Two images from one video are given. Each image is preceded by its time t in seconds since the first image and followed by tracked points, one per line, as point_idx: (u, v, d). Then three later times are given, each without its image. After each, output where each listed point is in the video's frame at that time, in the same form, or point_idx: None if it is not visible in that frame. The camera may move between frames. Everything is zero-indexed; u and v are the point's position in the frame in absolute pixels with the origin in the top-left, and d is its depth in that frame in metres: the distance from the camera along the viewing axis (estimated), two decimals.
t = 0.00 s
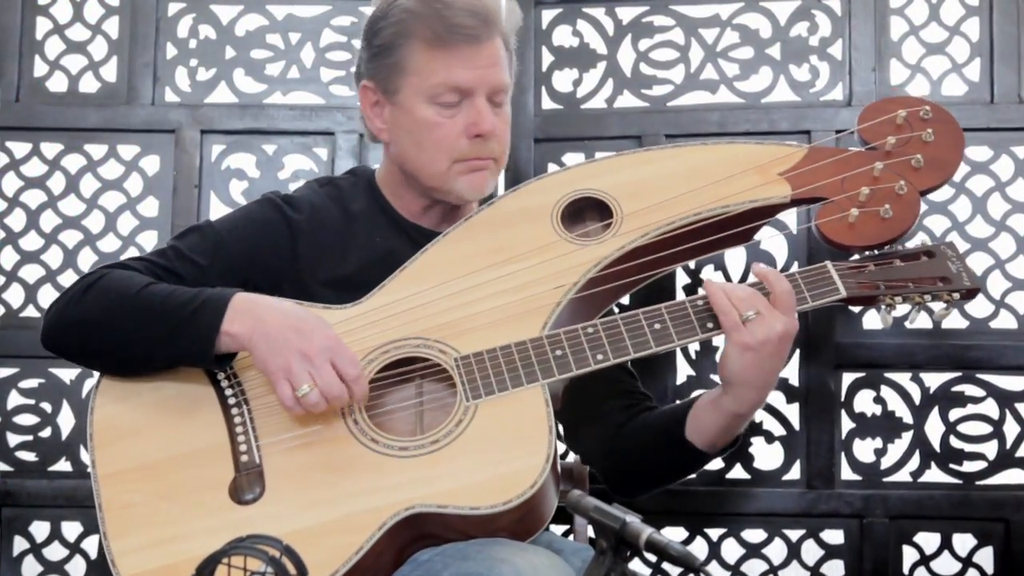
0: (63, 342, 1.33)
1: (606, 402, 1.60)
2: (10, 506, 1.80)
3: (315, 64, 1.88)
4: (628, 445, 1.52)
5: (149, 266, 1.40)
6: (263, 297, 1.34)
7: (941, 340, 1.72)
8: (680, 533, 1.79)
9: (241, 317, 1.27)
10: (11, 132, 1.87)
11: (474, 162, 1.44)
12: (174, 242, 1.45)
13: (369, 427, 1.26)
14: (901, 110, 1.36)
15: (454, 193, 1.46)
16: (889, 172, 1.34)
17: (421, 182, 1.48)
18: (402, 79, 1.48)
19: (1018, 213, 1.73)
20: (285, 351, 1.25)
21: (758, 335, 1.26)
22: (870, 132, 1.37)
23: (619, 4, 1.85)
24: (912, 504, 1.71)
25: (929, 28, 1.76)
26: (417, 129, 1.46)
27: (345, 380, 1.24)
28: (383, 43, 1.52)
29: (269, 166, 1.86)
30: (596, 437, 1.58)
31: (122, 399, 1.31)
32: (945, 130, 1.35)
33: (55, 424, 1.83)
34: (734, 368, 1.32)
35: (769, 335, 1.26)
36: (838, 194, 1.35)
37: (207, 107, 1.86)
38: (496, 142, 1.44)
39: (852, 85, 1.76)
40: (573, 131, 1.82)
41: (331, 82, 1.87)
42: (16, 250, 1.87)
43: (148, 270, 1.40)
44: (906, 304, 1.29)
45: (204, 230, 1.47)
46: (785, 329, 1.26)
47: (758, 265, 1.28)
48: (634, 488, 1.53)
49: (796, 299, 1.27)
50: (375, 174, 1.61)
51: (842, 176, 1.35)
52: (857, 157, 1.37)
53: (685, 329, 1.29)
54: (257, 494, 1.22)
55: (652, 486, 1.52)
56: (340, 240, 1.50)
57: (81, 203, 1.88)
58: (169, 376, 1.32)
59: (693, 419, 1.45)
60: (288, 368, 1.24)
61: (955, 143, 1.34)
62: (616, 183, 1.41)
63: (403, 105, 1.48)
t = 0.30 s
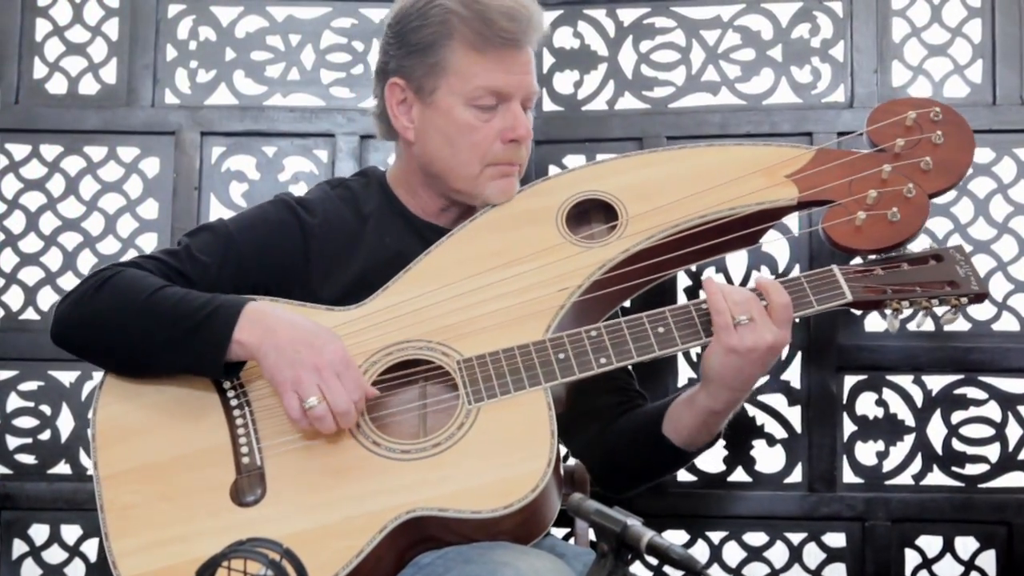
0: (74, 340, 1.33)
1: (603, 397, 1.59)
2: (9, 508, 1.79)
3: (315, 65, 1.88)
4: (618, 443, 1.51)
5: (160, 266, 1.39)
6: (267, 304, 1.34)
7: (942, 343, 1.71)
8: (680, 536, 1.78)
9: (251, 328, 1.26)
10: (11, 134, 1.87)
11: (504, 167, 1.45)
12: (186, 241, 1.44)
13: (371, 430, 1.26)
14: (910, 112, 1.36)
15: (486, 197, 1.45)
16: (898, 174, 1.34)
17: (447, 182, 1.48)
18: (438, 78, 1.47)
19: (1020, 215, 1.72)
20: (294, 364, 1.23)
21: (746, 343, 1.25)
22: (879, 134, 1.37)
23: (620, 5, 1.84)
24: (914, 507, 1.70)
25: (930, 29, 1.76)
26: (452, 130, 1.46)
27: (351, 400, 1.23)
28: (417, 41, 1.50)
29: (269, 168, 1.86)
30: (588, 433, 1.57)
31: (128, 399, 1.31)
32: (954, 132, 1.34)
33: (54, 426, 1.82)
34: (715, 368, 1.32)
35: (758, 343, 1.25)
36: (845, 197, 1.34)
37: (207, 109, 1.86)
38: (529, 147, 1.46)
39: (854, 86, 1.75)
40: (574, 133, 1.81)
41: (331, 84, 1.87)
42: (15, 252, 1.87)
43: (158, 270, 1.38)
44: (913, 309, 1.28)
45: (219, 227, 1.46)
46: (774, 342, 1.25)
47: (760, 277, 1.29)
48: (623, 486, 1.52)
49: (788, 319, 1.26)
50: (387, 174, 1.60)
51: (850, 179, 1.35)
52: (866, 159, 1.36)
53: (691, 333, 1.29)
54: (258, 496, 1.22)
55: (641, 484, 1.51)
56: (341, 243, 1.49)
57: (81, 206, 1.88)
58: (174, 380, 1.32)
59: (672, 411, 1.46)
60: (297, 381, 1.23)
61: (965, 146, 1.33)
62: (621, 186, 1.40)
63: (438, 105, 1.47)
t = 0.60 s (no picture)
0: (77, 338, 1.32)
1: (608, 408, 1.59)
2: (8, 512, 1.79)
3: (315, 67, 1.87)
4: (630, 456, 1.52)
5: (165, 264, 1.38)
6: (278, 301, 1.33)
7: (944, 346, 1.71)
8: (682, 539, 1.78)
9: (261, 321, 1.25)
10: (11, 136, 1.86)
11: (516, 167, 1.44)
12: (192, 240, 1.44)
13: (378, 432, 1.25)
14: (921, 125, 1.35)
15: (495, 198, 1.44)
16: (908, 187, 1.33)
17: (457, 184, 1.47)
18: (450, 77, 1.47)
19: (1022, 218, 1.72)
20: (301, 361, 1.23)
21: (769, 354, 1.25)
22: (889, 146, 1.35)
23: (621, 7, 1.84)
24: (915, 511, 1.70)
25: (932, 31, 1.75)
26: (464, 128, 1.45)
27: (357, 393, 1.22)
28: (429, 41, 1.50)
29: (270, 170, 1.86)
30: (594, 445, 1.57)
31: (131, 396, 1.29)
32: (965, 147, 1.33)
33: (53, 430, 1.82)
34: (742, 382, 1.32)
35: (781, 354, 1.25)
36: (855, 209, 1.33)
37: (207, 111, 1.85)
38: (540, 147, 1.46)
39: (855, 88, 1.75)
40: (575, 135, 1.81)
41: (331, 86, 1.87)
42: (15, 255, 1.86)
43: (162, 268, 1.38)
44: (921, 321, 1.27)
45: (223, 228, 1.46)
46: (797, 350, 1.25)
47: (769, 283, 1.27)
48: (639, 499, 1.52)
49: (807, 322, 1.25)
50: (394, 176, 1.60)
51: (859, 191, 1.34)
52: (876, 171, 1.35)
53: (699, 341, 1.27)
54: (263, 496, 1.21)
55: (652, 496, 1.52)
56: (342, 245, 1.49)
57: (80, 208, 1.87)
58: (180, 376, 1.31)
59: (696, 425, 1.46)
60: (306, 374, 1.23)
61: (975, 161, 1.32)
62: (631, 192, 1.40)
63: (450, 104, 1.47)
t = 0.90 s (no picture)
0: (73, 341, 1.31)
1: (629, 402, 1.56)
2: (7, 515, 1.78)
3: (315, 69, 1.87)
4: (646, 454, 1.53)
5: (163, 265, 1.38)
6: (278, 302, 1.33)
7: (947, 348, 1.70)
8: (683, 542, 1.77)
9: (257, 320, 1.25)
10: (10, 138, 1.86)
11: (513, 169, 1.43)
12: (189, 242, 1.43)
13: (378, 435, 1.24)
14: (921, 125, 1.34)
15: (493, 199, 1.44)
16: (909, 188, 1.32)
17: (454, 185, 1.47)
18: (447, 78, 1.47)
19: None
20: (299, 360, 1.22)
21: (850, 342, 1.24)
22: (890, 147, 1.34)
23: (622, 8, 1.83)
24: (918, 514, 1.69)
25: (935, 32, 1.75)
26: (460, 130, 1.45)
27: (356, 394, 1.22)
28: (428, 40, 1.50)
29: (270, 172, 1.85)
30: (624, 440, 1.56)
31: (129, 399, 1.29)
32: (966, 147, 1.32)
33: (53, 432, 1.81)
34: (827, 373, 1.29)
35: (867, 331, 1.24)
36: (856, 210, 1.32)
37: (207, 113, 1.85)
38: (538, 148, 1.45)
39: (858, 90, 1.74)
40: (576, 136, 1.81)
41: (332, 87, 1.86)
42: (14, 257, 1.86)
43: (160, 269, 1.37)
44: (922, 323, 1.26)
45: (222, 229, 1.45)
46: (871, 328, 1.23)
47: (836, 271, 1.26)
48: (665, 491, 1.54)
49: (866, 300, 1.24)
50: (393, 178, 1.59)
51: (860, 192, 1.33)
52: (877, 172, 1.34)
53: (699, 343, 1.25)
54: (262, 500, 1.20)
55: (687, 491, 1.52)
56: (342, 248, 1.48)
57: (80, 210, 1.87)
58: (178, 378, 1.30)
59: (769, 416, 1.40)
60: (302, 374, 1.22)
61: (976, 162, 1.31)
62: (631, 194, 1.39)
63: (448, 104, 1.47)
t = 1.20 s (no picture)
0: (72, 343, 1.31)
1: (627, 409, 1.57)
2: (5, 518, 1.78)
3: (315, 70, 1.86)
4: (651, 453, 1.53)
5: (161, 267, 1.37)
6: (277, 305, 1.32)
7: (949, 351, 1.69)
8: (685, 545, 1.76)
9: (261, 324, 1.24)
10: (10, 140, 1.85)
11: (517, 168, 1.43)
12: (187, 244, 1.43)
13: (376, 439, 1.24)
14: (921, 125, 1.33)
15: (495, 198, 1.43)
16: (909, 187, 1.31)
17: (457, 184, 1.46)
18: (453, 75, 1.46)
19: None
20: (302, 365, 1.22)
21: (853, 345, 1.19)
22: (889, 146, 1.33)
23: (623, 9, 1.82)
24: (920, 517, 1.68)
25: (936, 34, 1.74)
26: (465, 128, 1.44)
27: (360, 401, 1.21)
28: (432, 39, 1.49)
29: (270, 173, 1.84)
30: (634, 448, 1.56)
31: (128, 403, 1.28)
32: (966, 146, 1.31)
33: (51, 435, 1.81)
34: (839, 381, 1.25)
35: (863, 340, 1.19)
36: (856, 210, 1.31)
37: (206, 114, 1.84)
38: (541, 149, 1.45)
39: (859, 91, 1.73)
40: (577, 138, 1.80)
41: (332, 89, 1.86)
42: (13, 259, 1.85)
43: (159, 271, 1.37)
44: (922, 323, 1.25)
45: (222, 231, 1.44)
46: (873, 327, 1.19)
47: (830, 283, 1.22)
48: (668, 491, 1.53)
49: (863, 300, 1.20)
50: (392, 179, 1.59)
51: (859, 192, 1.32)
52: (876, 172, 1.33)
53: (698, 344, 1.25)
54: (260, 504, 1.19)
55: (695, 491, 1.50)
56: (342, 250, 1.48)
57: (79, 212, 1.86)
58: (175, 382, 1.29)
59: (786, 420, 1.37)
60: (305, 380, 1.22)
61: (976, 161, 1.30)
62: (629, 195, 1.38)
63: (451, 103, 1.46)
